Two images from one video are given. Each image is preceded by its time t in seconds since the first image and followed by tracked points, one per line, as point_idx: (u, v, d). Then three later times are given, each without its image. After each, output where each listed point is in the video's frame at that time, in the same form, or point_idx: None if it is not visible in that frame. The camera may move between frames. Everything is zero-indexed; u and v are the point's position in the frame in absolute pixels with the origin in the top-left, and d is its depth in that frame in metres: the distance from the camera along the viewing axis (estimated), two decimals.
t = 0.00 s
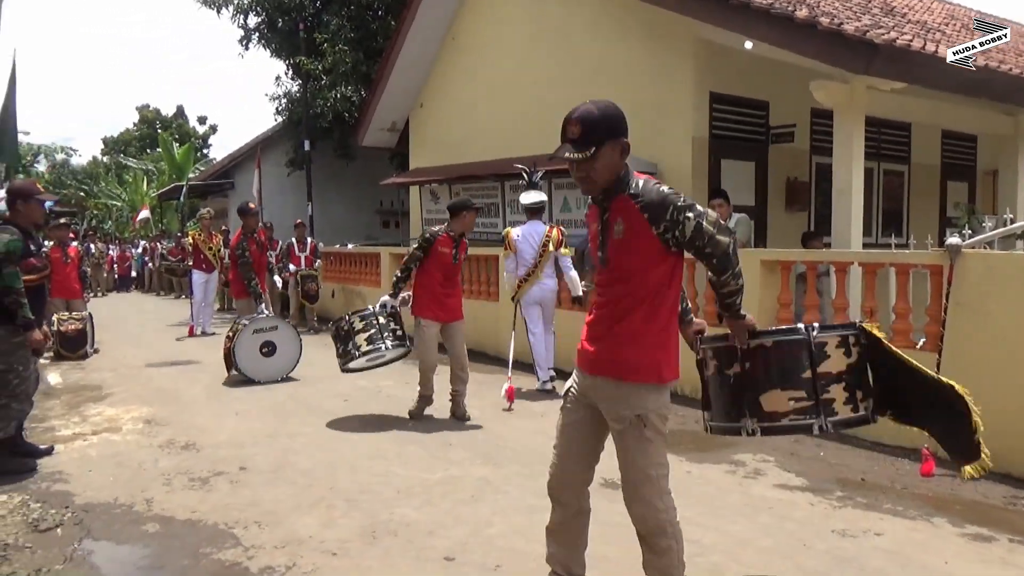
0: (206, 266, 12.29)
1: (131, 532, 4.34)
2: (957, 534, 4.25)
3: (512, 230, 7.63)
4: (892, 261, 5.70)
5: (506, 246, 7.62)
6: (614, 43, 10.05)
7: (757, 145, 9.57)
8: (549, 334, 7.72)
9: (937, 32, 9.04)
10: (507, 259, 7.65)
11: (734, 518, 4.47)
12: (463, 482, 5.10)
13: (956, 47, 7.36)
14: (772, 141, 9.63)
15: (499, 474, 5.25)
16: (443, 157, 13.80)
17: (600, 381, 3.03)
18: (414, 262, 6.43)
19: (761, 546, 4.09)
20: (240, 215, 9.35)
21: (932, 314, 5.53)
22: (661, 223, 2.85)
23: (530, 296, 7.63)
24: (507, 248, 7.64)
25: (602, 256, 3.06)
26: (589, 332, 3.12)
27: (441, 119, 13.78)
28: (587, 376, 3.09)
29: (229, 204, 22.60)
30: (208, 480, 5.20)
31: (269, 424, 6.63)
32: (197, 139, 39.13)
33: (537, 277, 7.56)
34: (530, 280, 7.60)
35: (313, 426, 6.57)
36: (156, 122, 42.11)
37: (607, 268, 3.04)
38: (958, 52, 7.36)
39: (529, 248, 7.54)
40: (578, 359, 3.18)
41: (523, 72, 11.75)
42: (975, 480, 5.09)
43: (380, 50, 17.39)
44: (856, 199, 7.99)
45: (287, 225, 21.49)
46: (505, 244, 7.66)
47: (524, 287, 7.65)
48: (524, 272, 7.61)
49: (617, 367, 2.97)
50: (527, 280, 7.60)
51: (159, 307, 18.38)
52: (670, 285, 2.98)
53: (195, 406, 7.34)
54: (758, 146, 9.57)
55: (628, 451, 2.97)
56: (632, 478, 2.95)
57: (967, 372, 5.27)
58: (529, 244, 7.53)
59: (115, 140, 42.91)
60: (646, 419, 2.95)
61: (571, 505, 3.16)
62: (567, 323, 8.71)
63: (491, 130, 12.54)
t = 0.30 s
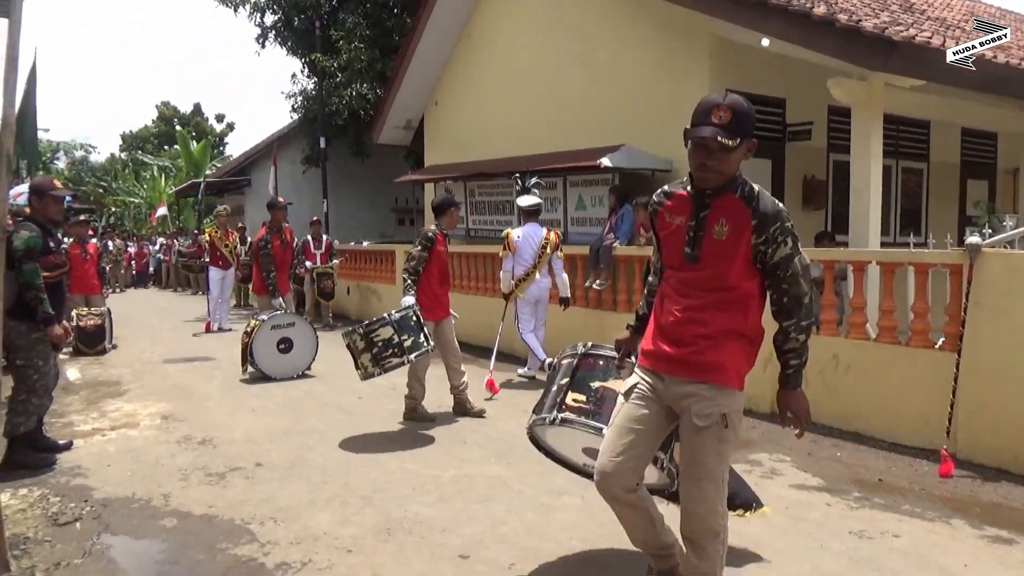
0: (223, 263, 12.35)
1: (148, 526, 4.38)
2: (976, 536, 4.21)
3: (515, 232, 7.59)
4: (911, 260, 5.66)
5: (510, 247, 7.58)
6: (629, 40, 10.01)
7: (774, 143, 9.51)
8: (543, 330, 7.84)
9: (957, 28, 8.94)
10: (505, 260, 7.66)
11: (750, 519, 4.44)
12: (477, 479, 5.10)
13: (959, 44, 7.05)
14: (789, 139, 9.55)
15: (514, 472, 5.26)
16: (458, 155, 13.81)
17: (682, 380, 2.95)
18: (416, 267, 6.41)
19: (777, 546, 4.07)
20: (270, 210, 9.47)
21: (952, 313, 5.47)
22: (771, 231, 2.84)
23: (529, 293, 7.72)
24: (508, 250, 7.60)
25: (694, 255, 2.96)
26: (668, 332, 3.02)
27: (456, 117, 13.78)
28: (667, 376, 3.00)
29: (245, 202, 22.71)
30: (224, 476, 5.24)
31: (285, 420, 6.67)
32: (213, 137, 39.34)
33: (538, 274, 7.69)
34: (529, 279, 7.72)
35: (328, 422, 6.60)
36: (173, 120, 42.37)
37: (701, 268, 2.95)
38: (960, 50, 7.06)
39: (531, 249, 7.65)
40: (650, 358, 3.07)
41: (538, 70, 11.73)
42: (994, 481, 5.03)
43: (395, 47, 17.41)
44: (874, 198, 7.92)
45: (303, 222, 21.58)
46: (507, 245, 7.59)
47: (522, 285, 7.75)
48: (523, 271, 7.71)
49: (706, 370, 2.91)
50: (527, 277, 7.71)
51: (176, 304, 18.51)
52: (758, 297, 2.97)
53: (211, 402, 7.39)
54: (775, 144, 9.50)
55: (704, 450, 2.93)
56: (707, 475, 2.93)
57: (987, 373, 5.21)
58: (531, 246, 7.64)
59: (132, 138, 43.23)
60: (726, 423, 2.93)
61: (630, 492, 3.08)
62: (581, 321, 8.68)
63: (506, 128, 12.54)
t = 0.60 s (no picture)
0: (237, 264, 12.40)
1: (163, 526, 4.41)
2: (992, 541, 4.17)
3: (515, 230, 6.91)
4: (926, 262, 5.63)
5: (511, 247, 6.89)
6: (642, 41, 9.99)
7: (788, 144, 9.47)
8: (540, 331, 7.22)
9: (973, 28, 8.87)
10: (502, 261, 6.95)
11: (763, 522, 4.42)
12: (490, 481, 5.10)
13: (960, 44, 6.89)
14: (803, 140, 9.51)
15: (526, 473, 5.26)
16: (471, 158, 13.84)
17: (745, 389, 2.88)
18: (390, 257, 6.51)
19: (791, 550, 4.05)
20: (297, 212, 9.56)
21: (967, 316, 5.43)
22: (830, 229, 2.83)
23: (526, 293, 7.08)
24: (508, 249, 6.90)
25: (754, 261, 2.95)
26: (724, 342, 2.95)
27: (468, 119, 13.80)
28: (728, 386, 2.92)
29: (259, 203, 22.83)
30: (238, 476, 5.26)
31: (298, 421, 6.69)
32: (228, 138, 39.56)
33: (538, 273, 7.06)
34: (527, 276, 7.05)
35: (341, 424, 6.61)
36: (187, 122, 42.67)
37: (760, 273, 2.93)
38: (960, 51, 6.89)
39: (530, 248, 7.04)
40: (708, 371, 2.99)
41: (551, 72, 11.74)
42: (1010, 486, 4.99)
43: (408, 50, 17.46)
44: (889, 199, 7.87)
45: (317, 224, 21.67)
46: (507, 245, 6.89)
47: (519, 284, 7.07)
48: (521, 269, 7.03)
49: (769, 375, 2.85)
50: (523, 276, 7.04)
51: (191, 305, 18.62)
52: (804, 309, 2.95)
53: (226, 403, 7.43)
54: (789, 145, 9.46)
55: (763, 447, 2.85)
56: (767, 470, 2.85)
57: (1002, 378, 5.17)
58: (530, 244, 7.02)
59: (148, 139, 43.57)
60: (786, 415, 2.87)
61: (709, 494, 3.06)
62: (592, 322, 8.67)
63: (518, 130, 12.56)
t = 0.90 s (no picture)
0: (249, 268, 12.46)
1: (175, 529, 4.44)
2: (1006, 549, 4.14)
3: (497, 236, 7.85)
4: (940, 267, 5.60)
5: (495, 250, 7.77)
6: (653, 45, 9.99)
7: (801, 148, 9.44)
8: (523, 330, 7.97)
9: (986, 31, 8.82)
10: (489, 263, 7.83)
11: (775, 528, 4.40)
12: (500, 486, 5.10)
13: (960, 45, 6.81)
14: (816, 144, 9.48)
15: (536, 478, 5.26)
16: (482, 162, 13.86)
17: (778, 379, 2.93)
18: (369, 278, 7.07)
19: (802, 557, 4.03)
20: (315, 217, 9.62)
21: (981, 322, 5.39)
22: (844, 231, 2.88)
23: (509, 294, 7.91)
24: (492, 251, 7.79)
25: (768, 257, 2.99)
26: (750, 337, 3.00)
27: (479, 123, 13.82)
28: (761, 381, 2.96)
29: (271, 207, 22.95)
30: (249, 480, 5.29)
31: (309, 425, 6.71)
32: (240, 142, 39.78)
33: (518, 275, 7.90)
34: (509, 278, 7.89)
35: (351, 427, 6.63)
36: (200, 126, 42.96)
37: (775, 266, 2.98)
38: (960, 51, 6.82)
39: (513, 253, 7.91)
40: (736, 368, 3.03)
41: (562, 76, 11.76)
42: None
43: (419, 54, 17.52)
44: (902, 203, 7.82)
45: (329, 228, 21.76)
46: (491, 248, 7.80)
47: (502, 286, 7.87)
48: (502, 272, 7.88)
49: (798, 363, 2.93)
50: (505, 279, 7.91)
51: (203, 308, 18.71)
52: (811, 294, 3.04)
53: (237, 406, 7.46)
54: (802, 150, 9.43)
55: (803, 432, 2.88)
56: (809, 456, 2.86)
57: (1016, 384, 5.13)
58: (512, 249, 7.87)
59: (161, 144, 43.89)
60: (820, 400, 2.91)
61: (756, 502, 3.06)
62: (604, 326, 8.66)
63: (529, 134, 12.58)
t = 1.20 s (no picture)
0: (249, 281, 12.45)
1: (173, 546, 4.41)
2: (1009, 567, 4.11)
3: (475, 251, 8.85)
4: (941, 282, 5.59)
5: (471, 264, 8.76)
6: (653, 59, 10.04)
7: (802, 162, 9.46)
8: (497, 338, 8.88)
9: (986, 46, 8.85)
10: (466, 276, 8.84)
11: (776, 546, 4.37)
12: (500, 502, 5.08)
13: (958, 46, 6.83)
14: (816, 158, 9.50)
15: (536, 494, 5.24)
16: (482, 175, 13.89)
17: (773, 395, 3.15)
18: (360, 289, 6.98)
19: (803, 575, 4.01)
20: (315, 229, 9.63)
21: (982, 337, 5.37)
22: (819, 258, 3.34)
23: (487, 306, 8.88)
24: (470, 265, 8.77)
25: (767, 275, 3.14)
26: (762, 359, 3.14)
27: (481, 135, 13.86)
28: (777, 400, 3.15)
29: (272, 219, 22.95)
30: (248, 495, 5.27)
31: (309, 439, 6.70)
32: (241, 154, 39.83)
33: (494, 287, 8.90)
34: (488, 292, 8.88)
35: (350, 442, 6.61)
36: (201, 138, 43.00)
37: (777, 286, 3.16)
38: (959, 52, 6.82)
39: (488, 267, 8.89)
40: (754, 392, 3.13)
41: (562, 89, 11.80)
42: None
43: (421, 67, 17.58)
44: (903, 217, 7.83)
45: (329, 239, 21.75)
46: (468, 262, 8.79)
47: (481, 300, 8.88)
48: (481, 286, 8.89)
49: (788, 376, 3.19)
50: (485, 293, 8.89)
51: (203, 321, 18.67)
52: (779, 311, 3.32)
53: (237, 420, 7.44)
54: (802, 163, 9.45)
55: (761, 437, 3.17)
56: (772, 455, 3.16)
57: (1018, 400, 5.11)
58: (487, 264, 8.90)
59: (162, 156, 43.97)
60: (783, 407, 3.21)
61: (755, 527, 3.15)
62: (604, 341, 8.65)
63: (530, 147, 12.62)
